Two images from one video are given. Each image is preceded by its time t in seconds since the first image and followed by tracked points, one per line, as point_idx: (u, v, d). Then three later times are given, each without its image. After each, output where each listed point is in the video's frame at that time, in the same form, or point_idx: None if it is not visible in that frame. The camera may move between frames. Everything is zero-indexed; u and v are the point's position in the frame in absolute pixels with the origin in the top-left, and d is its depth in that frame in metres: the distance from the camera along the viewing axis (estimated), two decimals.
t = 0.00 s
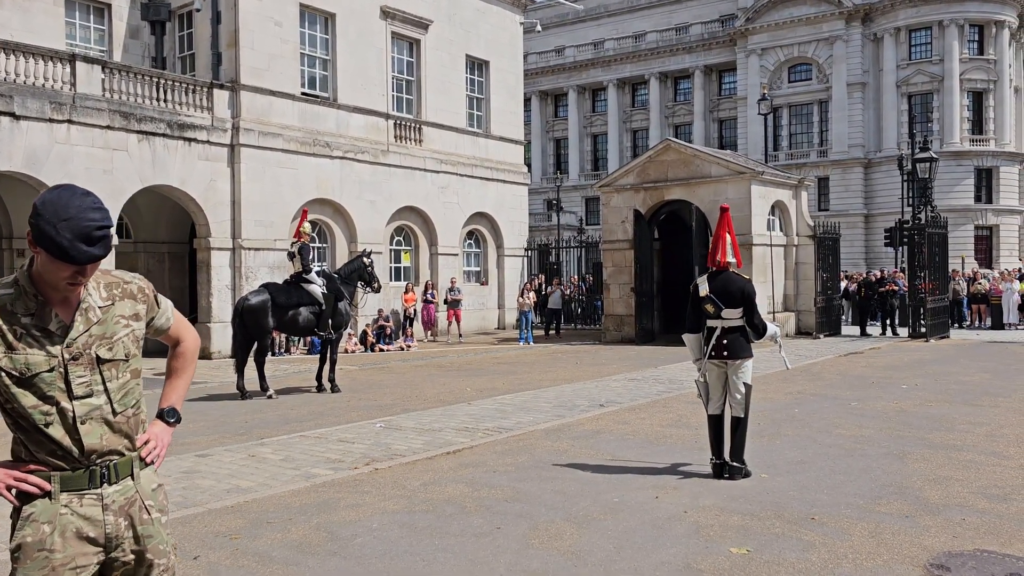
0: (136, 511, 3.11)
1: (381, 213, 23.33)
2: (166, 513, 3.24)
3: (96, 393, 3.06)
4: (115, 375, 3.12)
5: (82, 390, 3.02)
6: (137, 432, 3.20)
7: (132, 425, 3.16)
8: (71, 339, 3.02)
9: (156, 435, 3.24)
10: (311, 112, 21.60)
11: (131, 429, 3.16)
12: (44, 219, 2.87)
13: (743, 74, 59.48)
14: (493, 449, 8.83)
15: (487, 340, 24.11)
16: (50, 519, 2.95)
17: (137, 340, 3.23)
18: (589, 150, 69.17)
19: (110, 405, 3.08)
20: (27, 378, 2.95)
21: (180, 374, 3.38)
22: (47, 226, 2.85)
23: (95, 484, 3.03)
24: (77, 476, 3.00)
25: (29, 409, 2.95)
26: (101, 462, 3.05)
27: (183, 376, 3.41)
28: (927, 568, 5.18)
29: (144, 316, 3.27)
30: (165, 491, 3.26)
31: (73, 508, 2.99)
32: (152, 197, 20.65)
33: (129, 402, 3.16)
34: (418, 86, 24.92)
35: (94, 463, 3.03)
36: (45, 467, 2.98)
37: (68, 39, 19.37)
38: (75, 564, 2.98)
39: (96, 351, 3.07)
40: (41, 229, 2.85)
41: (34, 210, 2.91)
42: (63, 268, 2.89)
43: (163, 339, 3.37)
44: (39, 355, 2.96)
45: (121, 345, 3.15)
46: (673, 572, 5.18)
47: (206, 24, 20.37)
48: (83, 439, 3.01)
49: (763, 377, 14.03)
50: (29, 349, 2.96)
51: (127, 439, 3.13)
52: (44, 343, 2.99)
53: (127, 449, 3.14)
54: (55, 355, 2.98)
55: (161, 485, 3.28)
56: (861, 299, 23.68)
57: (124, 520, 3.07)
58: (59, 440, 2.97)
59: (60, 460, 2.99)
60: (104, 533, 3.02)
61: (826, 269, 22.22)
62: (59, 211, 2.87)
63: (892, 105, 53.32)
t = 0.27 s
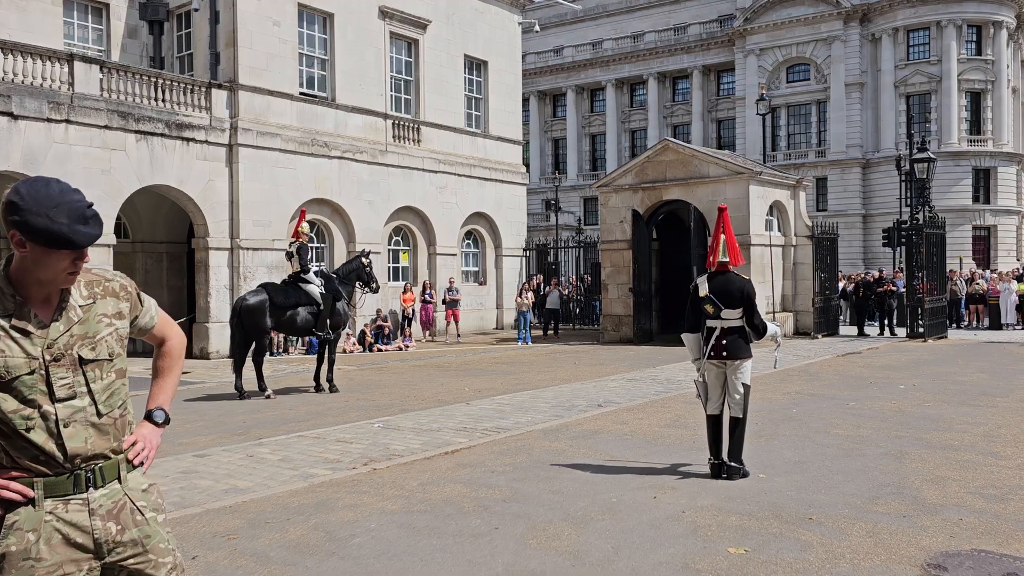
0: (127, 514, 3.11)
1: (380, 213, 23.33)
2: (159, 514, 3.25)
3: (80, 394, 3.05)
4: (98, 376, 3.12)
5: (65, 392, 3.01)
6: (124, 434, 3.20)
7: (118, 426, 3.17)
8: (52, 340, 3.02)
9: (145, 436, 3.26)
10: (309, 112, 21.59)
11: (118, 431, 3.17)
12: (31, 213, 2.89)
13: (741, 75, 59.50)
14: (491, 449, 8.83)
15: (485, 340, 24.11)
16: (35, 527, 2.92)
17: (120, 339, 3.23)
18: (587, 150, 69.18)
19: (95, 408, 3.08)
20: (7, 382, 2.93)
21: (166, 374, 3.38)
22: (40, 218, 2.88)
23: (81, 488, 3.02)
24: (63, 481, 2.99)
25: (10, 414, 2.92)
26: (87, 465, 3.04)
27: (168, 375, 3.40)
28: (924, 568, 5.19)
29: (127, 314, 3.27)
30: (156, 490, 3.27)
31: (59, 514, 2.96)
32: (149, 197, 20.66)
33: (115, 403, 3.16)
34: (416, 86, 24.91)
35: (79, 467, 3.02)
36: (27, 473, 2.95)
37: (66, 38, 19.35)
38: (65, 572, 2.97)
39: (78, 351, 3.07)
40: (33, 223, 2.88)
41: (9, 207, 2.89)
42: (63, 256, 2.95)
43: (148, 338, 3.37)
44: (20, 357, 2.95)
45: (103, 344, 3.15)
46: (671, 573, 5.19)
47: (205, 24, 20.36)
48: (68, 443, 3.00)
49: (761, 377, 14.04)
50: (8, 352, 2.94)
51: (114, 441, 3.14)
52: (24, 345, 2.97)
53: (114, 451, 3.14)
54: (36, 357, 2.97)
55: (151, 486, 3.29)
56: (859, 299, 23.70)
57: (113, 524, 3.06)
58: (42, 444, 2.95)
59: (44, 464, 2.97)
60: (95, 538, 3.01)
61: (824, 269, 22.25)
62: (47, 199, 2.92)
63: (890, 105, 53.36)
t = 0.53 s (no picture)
0: (118, 517, 3.12)
1: (375, 213, 23.32)
2: (151, 517, 3.27)
3: (72, 396, 3.05)
4: (91, 378, 3.12)
5: (58, 395, 3.01)
6: (116, 437, 3.21)
7: (110, 429, 3.18)
8: (45, 342, 3.01)
9: (136, 438, 3.24)
10: (305, 112, 21.57)
11: (110, 434, 3.17)
12: (35, 203, 2.94)
13: (736, 75, 59.58)
14: (487, 449, 8.83)
15: (481, 340, 24.12)
16: (27, 531, 2.92)
17: (112, 340, 3.23)
18: (583, 150, 69.20)
19: (87, 410, 3.09)
20: None
21: (157, 376, 3.40)
22: (44, 208, 2.95)
23: (73, 491, 3.02)
24: (54, 485, 2.99)
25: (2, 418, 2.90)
26: (78, 469, 3.04)
27: (158, 377, 3.41)
28: (918, 567, 5.20)
29: (118, 315, 3.28)
30: (149, 493, 3.28)
31: (51, 518, 2.97)
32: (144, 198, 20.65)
33: (107, 405, 3.17)
34: (412, 86, 24.91)
35: (71, 470, 3.02)
36: (16, 477, 2.93)
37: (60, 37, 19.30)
38: None
39: (71, 353, 3.06)
40: (38, 212, 2.94)
41: (9, 205, 2.93)
42: (70, 242, 3.01)
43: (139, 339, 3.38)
44: (13, 358, 2.94)
45: (96, 346, 3.15)
46: (666, 572, 5.20)
47: (200, 24, 20.34)
48: (61, 447, 3.00)
49: (756, 377, 14.07)
50: None
51: (106, 444, 3.14)
52: (16, 347, 2.96)
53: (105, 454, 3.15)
54: (27, 359, 2.96)
55: (143, 488, 3.30)
56: (854, 300, 23.76)
57: (105, 528, 3.07)
58: (34, 448, 2.95)
59: (36, 468, 2.96)
60: (86, 542, 3.02)
61: (819, 270, 22.31)
62: (46, 189, 2.99)
63: (885, 105, 53.45)
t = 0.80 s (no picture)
0: (110, 520, 3.11)
1: (368, 213, 23.28)
2: (142, 520, 3.26)
3: (66, 398, 3.04)
4: (85, 379, 3.11)
5: (54, 396, 3.00)
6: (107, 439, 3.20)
7: (103, 431, 3.17)
8: (39, 343, 3.00)
9: (126, 441, 3.25)
10: (296, 112, 21.53)
11: (104, 436, 3.17)
12: (37, 201, 2.95)
13: (728, 76, 59.68)
14: (479, 450, 8.82)
15: (473, 340, 24.11)
16: (20, 534, 2.90)
17: (104, 342, 3.22)
18: (575, 150, 69.22)
19: (81, 413, 3.08)
20: None
21: (141, 379, 3.38)
22: (47, 205, 2.96)
23: (67, 494, 3.01)
24: (49, 487, 2.97)
25: None
26: (72, 470, 3.03)
27: (145, 380, 3.41)
28: (909, 567, 5.22)
29: (109, 317, 3.26)
30: (140, 496, 3.27)
31: (44, 520, 2.95)
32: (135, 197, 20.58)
33: (101, 407, 3.16)
34: (404, 86, 24.88)
35: (65, 472, 3.01)
36: (10, 479, 2.91)
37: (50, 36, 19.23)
38: None
39: (66, 355, 3.05)
40: (42, 209, 2.95)
41: (10, 202, 2.92)
42: (71, 238, 3.03)
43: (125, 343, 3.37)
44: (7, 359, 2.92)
45: (90, 348, 3.14)
46: (658, 572, 5.20)
47: (191, 23, 20.29)
48: (56, 448, 2.99)
49: (747, 377, 14.08)
50: None
51: (98, 446, 3.14)
52: (11, 348, 2.94)
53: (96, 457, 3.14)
54: (23, 360, 2.95)
55: (135, 490, 3.30)
56: (845, 300, 23.81)
57: (97, 530, 3.07)
58: (29, 450, 2.93)
59: (31, 469, 2.94)
60: (80, 545, 3.02)
61: (811, 270, 22.35)
62: (45, 187, 2.99)
63: (876, 106, 53.62)
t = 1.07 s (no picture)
0: (93, 528, 3.08)
1: (354, 213, 23.22)
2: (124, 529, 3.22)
3: (50, 401, 3.02)
4: (69, 382, 3.08)
5: (37, 398, 2.98)
6: (90, 445, 3.17)
7: (86, 436, 3.14)
8: (23, 344, 2.98)
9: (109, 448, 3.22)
10: (283, 112, 21.46)
11: (87, 441, 3.14)
12: (19, 199, 2.96)
13: (715, 77, 59.85)
14: (465, 450, 8.81)
15: (461, 340, 24.09)
16: None
17: (89, 346, 3.19)
18: (563, 151, 69.25)
19: (64, 417, 3.05)
20: None
21: (123, 386, 3.35)
22: (28, 201, 2.97)
23: (48, 500, 2.98)
24: (31, 492, 2.95)
25: None
26: (54, 476, 3.00)
27: (128, 386, 3.38)
28: (893, 565, 5.24)
29: (94, 321, 3.23)
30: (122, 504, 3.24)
31: (25, 527, 2.93)
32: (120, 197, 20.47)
33: (84, 411, 3.14)
34: (391, 86, 24.84)
35: (46, 477, 2.99)
36: None
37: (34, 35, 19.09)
38: None
39: (49, 357, 3.03)
40: (23, 206, 2.96)
41: None
42: (55, 234, 3.04)
43: (109, 350, 3.33)
44: None
45: (74, 351, 3.11)
46: (643, 572, 5.20)
47: (177, 22, 20.20)
48: (37, 451, 2.97)
49: (734, 377, 14.12)
50: None
51: (81, 452, 3.11)
52: None
53: (78, 462, 3.10)
54: (7, 362, 2.93)
55: (117, 499, 3.26)
56: (831, 300, 23.91)
57: (80, 538, 3.03)
58: (11, 453, 2.92)
59: (13, 472, 2.93)
60: (60, 553, 2.98)
61: (797, 271, 22.43)
62: (27, 185, 3.00)
63: (862, 108, 53.89)
